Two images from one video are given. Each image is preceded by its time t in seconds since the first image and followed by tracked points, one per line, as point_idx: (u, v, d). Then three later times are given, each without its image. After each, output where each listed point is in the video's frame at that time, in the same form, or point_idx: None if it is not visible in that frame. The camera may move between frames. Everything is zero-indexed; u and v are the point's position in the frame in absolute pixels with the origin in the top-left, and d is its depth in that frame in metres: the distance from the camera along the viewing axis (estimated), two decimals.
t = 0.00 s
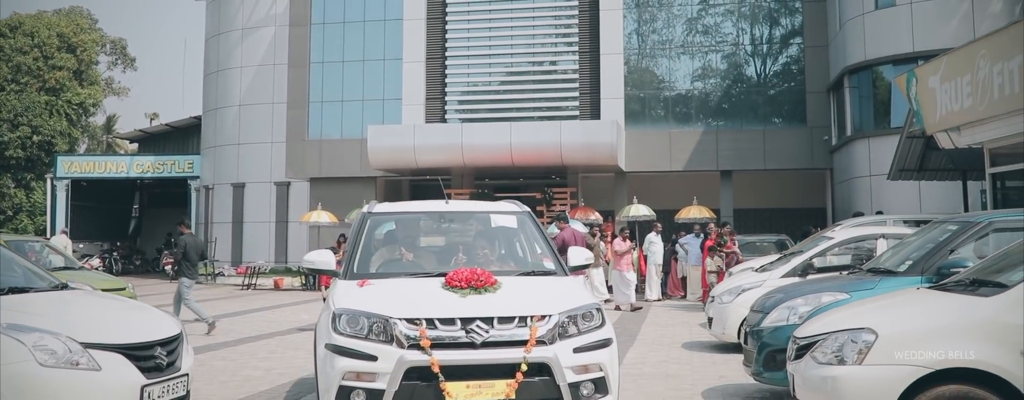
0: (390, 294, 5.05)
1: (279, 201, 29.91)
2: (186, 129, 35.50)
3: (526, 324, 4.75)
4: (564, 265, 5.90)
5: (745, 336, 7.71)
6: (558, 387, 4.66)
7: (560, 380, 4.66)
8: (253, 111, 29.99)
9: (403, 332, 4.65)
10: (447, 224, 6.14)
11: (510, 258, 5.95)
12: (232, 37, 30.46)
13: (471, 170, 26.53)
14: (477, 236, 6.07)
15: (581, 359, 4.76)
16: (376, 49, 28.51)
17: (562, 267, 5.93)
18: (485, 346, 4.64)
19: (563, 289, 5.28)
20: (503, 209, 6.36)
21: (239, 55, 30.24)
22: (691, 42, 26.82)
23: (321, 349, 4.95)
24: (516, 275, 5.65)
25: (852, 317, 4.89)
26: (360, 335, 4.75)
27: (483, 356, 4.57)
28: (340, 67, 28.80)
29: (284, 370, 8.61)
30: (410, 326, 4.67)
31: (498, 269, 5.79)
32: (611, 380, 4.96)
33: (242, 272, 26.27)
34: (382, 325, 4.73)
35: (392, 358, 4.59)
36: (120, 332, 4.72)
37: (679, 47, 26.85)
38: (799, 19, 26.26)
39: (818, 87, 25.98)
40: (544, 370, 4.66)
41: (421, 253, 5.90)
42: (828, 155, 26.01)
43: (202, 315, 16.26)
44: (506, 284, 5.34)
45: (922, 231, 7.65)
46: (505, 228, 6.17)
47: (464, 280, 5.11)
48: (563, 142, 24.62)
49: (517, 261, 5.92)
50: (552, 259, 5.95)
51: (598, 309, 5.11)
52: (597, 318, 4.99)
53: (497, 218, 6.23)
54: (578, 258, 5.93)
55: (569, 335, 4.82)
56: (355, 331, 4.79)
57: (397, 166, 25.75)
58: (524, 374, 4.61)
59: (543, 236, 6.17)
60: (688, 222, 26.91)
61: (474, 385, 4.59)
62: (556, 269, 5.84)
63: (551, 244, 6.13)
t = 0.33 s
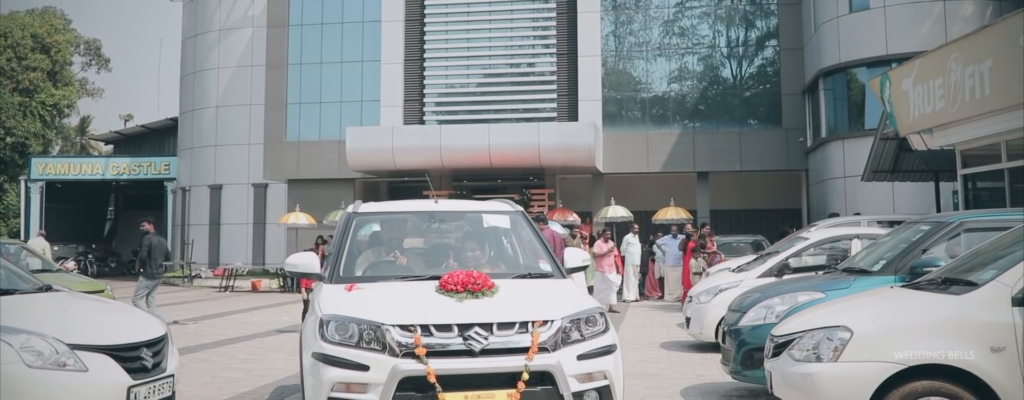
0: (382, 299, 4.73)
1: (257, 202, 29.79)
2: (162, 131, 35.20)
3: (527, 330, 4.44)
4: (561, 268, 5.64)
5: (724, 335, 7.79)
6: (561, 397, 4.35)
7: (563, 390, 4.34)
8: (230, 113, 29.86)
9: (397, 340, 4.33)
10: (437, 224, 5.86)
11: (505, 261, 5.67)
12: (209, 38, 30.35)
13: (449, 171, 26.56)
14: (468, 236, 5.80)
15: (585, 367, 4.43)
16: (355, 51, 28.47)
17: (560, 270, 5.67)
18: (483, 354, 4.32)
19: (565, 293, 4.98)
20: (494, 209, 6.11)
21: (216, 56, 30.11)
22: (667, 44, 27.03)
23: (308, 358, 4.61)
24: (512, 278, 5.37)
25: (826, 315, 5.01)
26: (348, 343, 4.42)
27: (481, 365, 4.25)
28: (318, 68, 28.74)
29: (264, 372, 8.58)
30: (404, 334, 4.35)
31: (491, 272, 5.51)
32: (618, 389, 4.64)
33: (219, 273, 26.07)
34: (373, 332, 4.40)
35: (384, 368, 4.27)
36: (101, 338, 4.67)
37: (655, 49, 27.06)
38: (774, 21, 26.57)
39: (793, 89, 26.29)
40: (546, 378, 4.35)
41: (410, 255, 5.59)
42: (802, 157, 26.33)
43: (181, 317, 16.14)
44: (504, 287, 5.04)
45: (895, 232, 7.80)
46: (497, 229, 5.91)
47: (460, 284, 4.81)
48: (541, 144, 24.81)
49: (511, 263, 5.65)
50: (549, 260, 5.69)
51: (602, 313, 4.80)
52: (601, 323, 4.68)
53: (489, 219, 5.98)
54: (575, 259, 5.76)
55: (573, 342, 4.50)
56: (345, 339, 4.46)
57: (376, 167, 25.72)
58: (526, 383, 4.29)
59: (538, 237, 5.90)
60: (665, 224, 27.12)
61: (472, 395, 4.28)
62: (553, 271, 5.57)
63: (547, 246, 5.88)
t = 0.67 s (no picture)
0: (380, 308, 4.50)
1: (237, 206, 29.66)
2: (140, 136, 34.97)
3: (534, 342, 4.26)
4: (562, 274, 5.34)
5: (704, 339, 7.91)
6: None
7: None
8: (210, 117, 29.75)
9: (396, 353, 4.14)
10: (431, 229, 5.56)
11: (502, 270, 5.37)
12: (189, 42, 30.22)
13: (430, 176, 26.59)
14: (463, 242, 5.50)
15: (595, 381, 4.27)
16: (335, 56, 28.43)
17: (561, 277, 5.36)
18: (489, 369, 4.14)
19: (570, 301, 4.79)
20: (491, 213, 5.81)
21: (196, 60, 30.00)
22: (646, 48, 27.24)
23: (301, 371, 4.40)
24: (511, 286, 5.08)
25: (806, 319, 5.10)
26: (345, 356, 4.21)
27: (487, 378, 4.07)
28: (299, 72, 28.67)
29: (247, 378, 8.61)
30: (404, 346, 4.15)
31: (488, 280, 5.21)
32: None
33: (199, 279, 25.88)
34: (371, 344, 4.19)
35: (384, 383, 4.08)
36: (92, 341, 4.76)
37: (634, 53, 27.25)
38: (752, 26, 26.85)
39: (770, 94, 26.56)
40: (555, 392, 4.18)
41: (401, 262, 5.30)
42: (780, 161, 26.59)
43: (160, 323, 16.06)
44: (506, 295, 4.82)
45: (873, 236, 7.93)
46: (494, 235, 5.60)
47: (461, 292, 4.59)
48: (522, 149, 24.93)
49: (507, 271, 5.35)
50: (549, 267, 5.39)
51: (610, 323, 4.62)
52: (610, 334, 4.47)
53: (486, 223, 5.67)
54: (576, 267, 5.51)
55: (579, 354, 4.32)
56: (342, 352, 4.23)
57: (356, 172, 25.69)
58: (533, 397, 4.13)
59: (538, 243, 5.60)
60: (645, 228, 27.28)
61: None
62: (555, 279, 5.26)
63: (547, 252, 5.58)
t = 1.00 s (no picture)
0: (382, 317, 4.28)
1: (218, 207, 29.56)
2: (120, 137, 34.73)
3: (545, 352, 4.07)
4: (566, 280, 5.19)
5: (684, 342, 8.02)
6: None
7: None
8: (191, 118, 29.63)
9: (399, 364, 3.91)
10: (429, 233, 5.36)
11: (503, 274, 5.20)
12: (170, 43, 30.06)
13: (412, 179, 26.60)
14: (462, 246, 5.31)
15: (607, 393, 4.08)
16: (317, 58, 28.39)
17: (566, 283, 5.20)
18: (498, 381, 3.92)
19: (577, 309, 4.60)
20: (489, 216, 5.62)
21: (177, 61, 29.86)
22: (627, 50, 27.40)
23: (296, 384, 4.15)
24: (515, 293, 4.90)
25: (783, 324, 5.23)
26: (345, 367, 3.97)
27: (496, 391, 3.86)
28: (281, 74, 28.61)
29: (232, 380, 8.62)
30: (408, 358, 3.93)
31: (489, 286, 5.02)
32: None
33: (179, 280, 25.72)
34: (372, 355, 3.96)
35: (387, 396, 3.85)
36: (83, 345, 4.80)
37: (615, 55, 27.40)
38: (731, 30, 27.11)
39: (750, 98, 26.81)
40: None
41: (397, 268, 5.10)
42: (759, 165, 26.85)
43: (141, 324, 15.97)
44: (511, 303, 4.63)
45: (850, 240, 8.11)
46: (495, 240, 5.41)
47: (466, 300, 4.41)
48: (503, 152, 25.00)
49: (510, 276, 5.19)
50: (552, 273, 5.24)
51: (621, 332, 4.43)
52: (622, 344, 4.29)
53: (486, 227, 5.49)
54: (580, 272, 5.32)
55: (591, 366, 4.13)
56: (340, 364, 4.00)
57: (338, 174, 25.67)
58: None
59: (540, 247, 5.42)
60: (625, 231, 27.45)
61: None
62: (559, 284, 5.11)
63: (548, 256, 5.42)
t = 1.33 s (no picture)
0: (389, 325, 3.99)
1: (199, 207, 29.45)
2: (100, 136, 34.52)
3: (563, 364, 3.77)
4: (576, 287, 5.02)
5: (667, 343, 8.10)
6: None
7: None
8: (172, 117, 29.50)
9: (408, 377, 3.60)
10: (430, 237, 5.18)
11: (509, 281, 5.05)
12: (151, 42, 29.90)
13: (395, 179, 26.61)
14: (464, 251, 5.12)
15: None
16: (300, 58, 28.32)
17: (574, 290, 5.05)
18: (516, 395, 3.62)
19: (591, 319, 4.32)
20: (492, 219, 5.46)
21: (159, 60, 29.70)
22: (609, 51, 27.52)
23: None
24: (524, 300, 4.74)
25: (767, 326, 5.33)
26: (349, 380, 3.65)
27: None
28: (263, 73, 28.53)
29: (217, 381, 8.64)
30: (419, 371, 3.61)
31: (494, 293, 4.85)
32: None
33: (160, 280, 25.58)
34: (378, 368, 3.64)
35: None
36: (75, 350, 4.83)
37: (597, 55, 27.52)
38: (712, 31, 27.31)
39: (731, 101, 27.04)
40: None
41: (396, 274, 4.91)
42: (740, 166, 27.08)
43: (122, 325, 15.90)
44: (522, 310, 4.40)
45: (830, 243, 8.23)
46: (498, 243, 5.25)
47: (478, 310, 4.11)
48: (486, 152, 25.05)
49: (515, 282, 5.04)
50: (562, 279, 5.08)
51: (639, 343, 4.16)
52: (641, 355, 4.01)
53: (489, 230, 5.33)
54: (588, 277, 5.18)
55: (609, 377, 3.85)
56: (345, 378, 3.67)
57: (320, 174, 25.65)
58: None
59: (547, 252, 5.29)
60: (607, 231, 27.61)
61: None
62: (568, 291, 4.95)
63: (555, 260, 5.27)
